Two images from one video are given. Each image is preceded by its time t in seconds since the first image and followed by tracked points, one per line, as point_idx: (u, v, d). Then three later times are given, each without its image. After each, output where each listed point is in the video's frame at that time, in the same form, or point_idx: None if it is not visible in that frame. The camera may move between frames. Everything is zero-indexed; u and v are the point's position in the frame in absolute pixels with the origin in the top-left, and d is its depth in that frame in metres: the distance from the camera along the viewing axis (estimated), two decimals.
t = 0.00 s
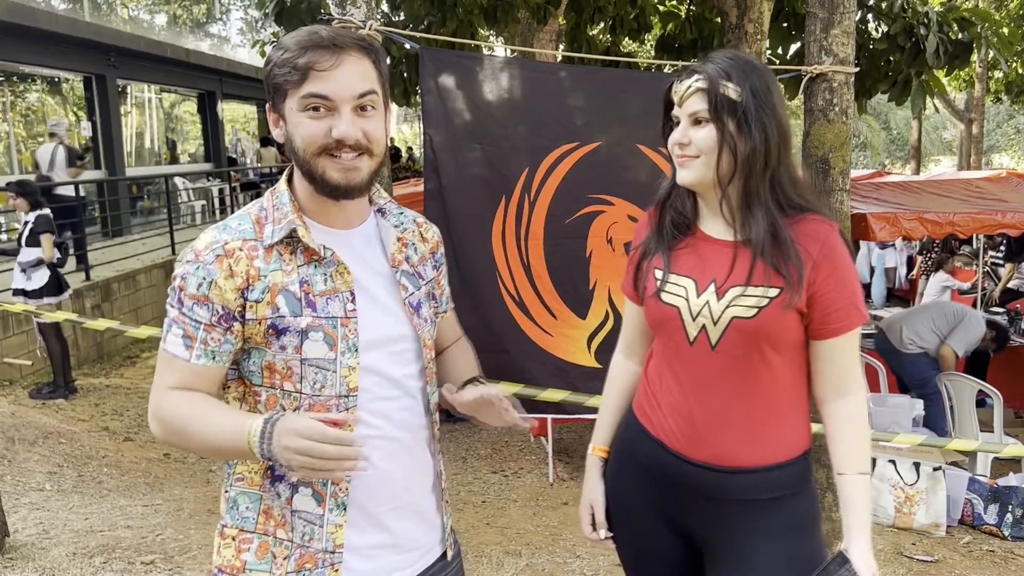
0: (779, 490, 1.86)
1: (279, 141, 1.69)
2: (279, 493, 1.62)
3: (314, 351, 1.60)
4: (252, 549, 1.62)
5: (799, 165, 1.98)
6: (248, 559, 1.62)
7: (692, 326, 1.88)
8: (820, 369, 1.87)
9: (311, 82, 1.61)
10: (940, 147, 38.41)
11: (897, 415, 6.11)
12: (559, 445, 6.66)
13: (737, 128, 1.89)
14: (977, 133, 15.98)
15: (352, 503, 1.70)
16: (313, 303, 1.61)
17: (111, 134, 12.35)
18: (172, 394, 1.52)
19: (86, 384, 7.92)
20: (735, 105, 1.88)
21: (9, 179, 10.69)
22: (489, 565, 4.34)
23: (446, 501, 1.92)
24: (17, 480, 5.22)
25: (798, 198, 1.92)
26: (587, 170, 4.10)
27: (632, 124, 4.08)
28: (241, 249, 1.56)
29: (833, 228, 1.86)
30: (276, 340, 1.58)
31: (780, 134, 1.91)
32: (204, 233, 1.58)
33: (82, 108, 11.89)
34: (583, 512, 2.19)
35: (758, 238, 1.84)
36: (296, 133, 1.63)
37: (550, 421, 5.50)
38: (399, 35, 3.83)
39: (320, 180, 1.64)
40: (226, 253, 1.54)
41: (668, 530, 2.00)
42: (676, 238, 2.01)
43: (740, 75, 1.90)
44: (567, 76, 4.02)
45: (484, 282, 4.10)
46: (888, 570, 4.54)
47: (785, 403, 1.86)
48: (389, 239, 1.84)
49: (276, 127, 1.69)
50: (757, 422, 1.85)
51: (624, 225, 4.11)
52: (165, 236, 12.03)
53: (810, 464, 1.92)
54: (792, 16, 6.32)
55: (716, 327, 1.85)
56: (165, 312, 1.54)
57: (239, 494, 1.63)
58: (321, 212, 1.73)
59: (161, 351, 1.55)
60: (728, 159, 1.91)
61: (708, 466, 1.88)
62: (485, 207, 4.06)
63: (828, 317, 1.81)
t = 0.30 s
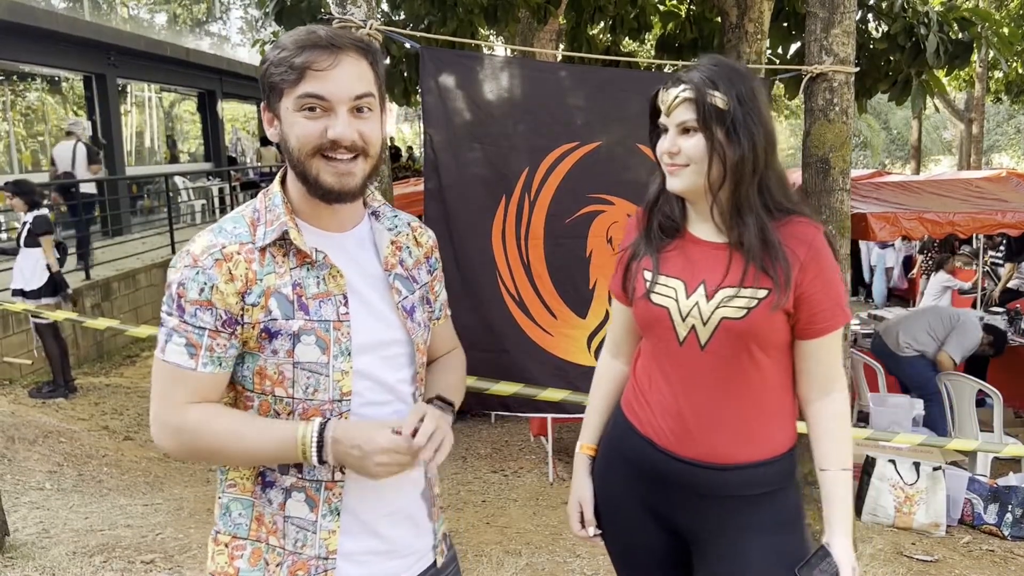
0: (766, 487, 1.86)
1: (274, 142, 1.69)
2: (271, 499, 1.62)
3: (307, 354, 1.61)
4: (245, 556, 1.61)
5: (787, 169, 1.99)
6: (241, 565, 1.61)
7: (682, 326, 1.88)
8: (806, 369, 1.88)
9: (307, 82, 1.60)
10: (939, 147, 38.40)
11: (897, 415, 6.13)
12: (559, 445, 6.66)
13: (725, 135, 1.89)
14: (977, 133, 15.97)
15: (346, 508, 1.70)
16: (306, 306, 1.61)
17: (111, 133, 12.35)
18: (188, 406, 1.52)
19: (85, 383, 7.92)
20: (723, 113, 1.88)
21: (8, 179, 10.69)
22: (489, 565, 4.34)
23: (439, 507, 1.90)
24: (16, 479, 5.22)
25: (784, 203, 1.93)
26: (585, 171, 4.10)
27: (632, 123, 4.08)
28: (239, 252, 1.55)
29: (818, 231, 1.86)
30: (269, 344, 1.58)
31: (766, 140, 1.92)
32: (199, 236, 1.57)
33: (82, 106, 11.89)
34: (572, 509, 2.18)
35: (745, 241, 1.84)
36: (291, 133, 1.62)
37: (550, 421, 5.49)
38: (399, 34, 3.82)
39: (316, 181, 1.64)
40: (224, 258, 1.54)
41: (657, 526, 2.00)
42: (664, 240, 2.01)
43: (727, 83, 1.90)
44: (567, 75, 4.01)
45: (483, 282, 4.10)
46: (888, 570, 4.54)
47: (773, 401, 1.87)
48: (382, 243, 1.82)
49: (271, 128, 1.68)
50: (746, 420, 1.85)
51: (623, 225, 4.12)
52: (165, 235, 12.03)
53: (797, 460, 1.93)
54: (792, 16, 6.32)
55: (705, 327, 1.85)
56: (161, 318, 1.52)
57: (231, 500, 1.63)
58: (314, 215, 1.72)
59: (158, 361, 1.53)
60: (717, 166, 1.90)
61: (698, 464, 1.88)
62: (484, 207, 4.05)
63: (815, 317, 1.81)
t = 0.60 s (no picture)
0: (762, 485, 1.86)
1: (275, 140, 1.69)
2: (263, 501, 1.61)
3: (303, 358, 1.59)
4: (235, 557, 1.60)
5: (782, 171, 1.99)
6: (231, 566, 1.60)
7: (676, 325, 1.88)
8: (800, 366, 1.88)
9: (309, 78, 1.60)
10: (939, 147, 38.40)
11: (897, 415, 6.13)
12: (559, 444, 6.66)
13: (721, 133, 1.89)
14: (977, 132, 15.98)
15: (340, 509, 1.69)
16: (304, 310, 1.60)
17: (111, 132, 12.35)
18: (183, 410, 1.51)
19: (85, 382, 7.93)
20: (719, 111, 1.88)
21: (8, 177, 10.68)
22: (488, 564, 4.34)
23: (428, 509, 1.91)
24: (17, 478, 5.22)
25: (779, 201, 1.93)
26: (585, 171, 4.10)
27: (632, 123, 4.08)
28: (238, 254, 1.54)
29: (811, 228, 1.86)
30: (265, 348, 1.57)
31: (762, 139, 1.92)
32: (197, 235, 1.56)
33: (82, 105, 11.89)
34: (570, 510, 2.18)
35: (740, 239, 1.84)
36: (292, 130, 1.62)
37: (550, 420, 5.50)
38: (400, 34, 3.82)
39: (317, 179, 1.63)
40: (223, 259, 1.52)
41: (654, 525, 2.00)
42: (658, 239, 2.01)
43: (723, 81, 1.90)
44: (567, 74, 4.01)
45: (482, 282, 4.10)
46: (887, 569, 4.55)
47: (768, 398, 1.87)
48: (380, 246, 1.82)
49: (271, 127, 1.68)
50: (742, 418, 1.85)
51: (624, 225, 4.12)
52: (165, 234, 12.03)
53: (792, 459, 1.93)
54: (793, 15, 6.32)
55: (700, 326, 1.84)
56: (155, 318, 1.51)
57: (222, 501, 1.61)
58: (313, 214, 1.71)
59: (149, 362, 1.51)
60: (713, 165, 1.91)
61: (694, 462, 1.88)
62: (485, 207, 4.05)
63: (809, 314, 1.81)
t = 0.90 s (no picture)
0: (768, 486, 1.86)
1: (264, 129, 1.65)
2: (270, 498, 1.59)
3: (305, 346, 1.57)
4: (246, 558, 1.59)
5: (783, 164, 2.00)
6: (242, 567, 1.58)
7: (681, 325, 1.88)
8: (806, 365, 1.87)
9: (304, 62, 1.59)
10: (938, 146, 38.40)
11: (896, 414, 6.11)
12: (558, 443, 6.67)
13: (723, 129, 1.89)
14: (977, 131, 15.99)
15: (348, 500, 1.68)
16: (302, 298, 1.58)
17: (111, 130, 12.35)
18: (188, 413, 1.45)
19: (84, 381, 7.93)
20: (720, 106, 1.88)
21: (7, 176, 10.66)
22: (488, 563, 4.35)
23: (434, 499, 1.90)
24: (16, 477, 5.22)
25: (782, 198, 1.93)
26: (586, 169, 4.10)
27: (632, 122, 4.08)
28: (235, 244, 1.51)
29: (816, 225, 1.86)
30: (265, 338, 1.54)
31: (764, 133, 1.92)
32: (192, 229, 1.52)
33: (81, 104, 11.89)
34: (574, 513, 2.18)
35: (744, 237, 1.84)
36: (285, 115, 1.59)
37: (549, 419, 5.50)
38: (399, 32, 3.81)
39: (310, 165, 1.61)
40: (221, 249, 1.49)
41: (658, 527, 2.00)
42: (661, 239, 2.01)
43: (724, 77, 1.90)
44: (567, 73, 4.02)
45: (483, 281, 4.09)
46: (886, 568, 4.55)
47: (774, 398, 1.86)
48: (368, 236, 1.82)
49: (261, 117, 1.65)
50: (747, 418, 1.85)
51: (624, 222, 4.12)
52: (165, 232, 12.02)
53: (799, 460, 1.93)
54: (793, 14, 6.32)
55: (704, 325, 1.84)
56: (153, 316, 1.45)
57: (228, 503, 1.59)
58: (306, 206, 1.69)
59: (151, 361, 1.46)
60: (715, 161, 1.90)
61: (699, 464, 1.88)
62: (486, 206, 4.05)
63: (814, 312, 1.81)
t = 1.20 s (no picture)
0: (779, 487, 1.85)
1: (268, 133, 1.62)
2: (277, 495, 1.54)
3: (305, 337, 1.56)
4: (257, 556, 1.53)
5: (798, 161, 1.99)
6: (254, 566, 1.53)
7: (693, 322, 1.88)
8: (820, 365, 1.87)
9: (322, 88, 1.55)
10: (938, 145, 38.40)
11: (896, 413, 6.08)
12: (558, 441, 6.67)
13: (733, 127, 1.88)
14: (976, 130, 15.99)
15: (352, 495, 1.66)
16: (300, 289, 1.57)
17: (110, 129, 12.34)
18: (201, 392, 1.40)
19: (84, 380, 7.93)
20: (730, 104, 1.88)
21: (7, 174, 10.66)
22: (487, 561, 4.34)
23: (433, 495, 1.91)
24: (15, 476, 5.22)
25: (798, 193, 1.92)
26: (586, 167, 4.09)
27: (632, 120, 4.08)
28: (231, 235, 1.50)
29: (832, 223, 1.86)
30: (266, 329, 1.52)
31: (776, 132, 1.91)
32: (186, 222, 1.51)
33: (81, 103, 11.88)
34: (582, 515, 2.19)
35: (759, 235, 1.83)
36: (293, 136, 1.57)
37: (549, 418, 5.50)
38: (399, 31, 3.80)
39: (307, 185, 1.60)
40: (219, 239, 1.48)
41: (668, 528, 1.99)
42: (673, 236, 2.00)
43: (732, 74, 1.90)
44: (567, 72, 4.03)
45: (483, 281, 4.10)
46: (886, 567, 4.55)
47: (787, 396, 1.86)
48: (356, 236, 1.84)
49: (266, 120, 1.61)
50: (760, 416, 1.84)
51: (623, 222, 4.11)
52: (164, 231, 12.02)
53: (809, 460, 1.92)
54: (793, 13, 6.31)
55: (717, 322, 1.84)
56: (157, 311, 1.42)
57: (236, 501, 1.52)
58: (299, 210, 1.67)
59: (161, 356, 1.41)
60: (726, 160, 1.90)
61: (711, 463, 1.88)
62: (485, 204, 4.05)
63: (829, 311, 1.81)
